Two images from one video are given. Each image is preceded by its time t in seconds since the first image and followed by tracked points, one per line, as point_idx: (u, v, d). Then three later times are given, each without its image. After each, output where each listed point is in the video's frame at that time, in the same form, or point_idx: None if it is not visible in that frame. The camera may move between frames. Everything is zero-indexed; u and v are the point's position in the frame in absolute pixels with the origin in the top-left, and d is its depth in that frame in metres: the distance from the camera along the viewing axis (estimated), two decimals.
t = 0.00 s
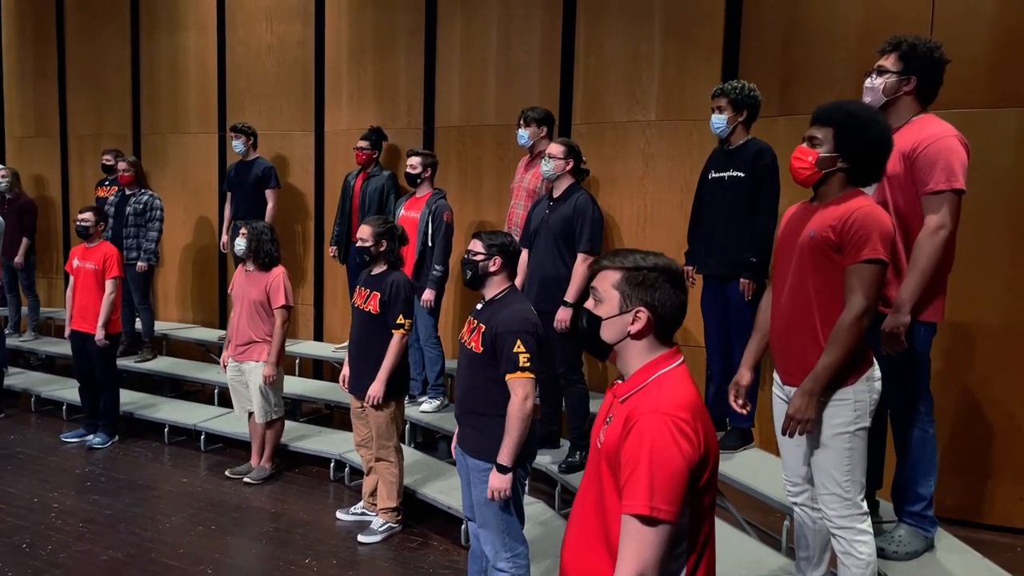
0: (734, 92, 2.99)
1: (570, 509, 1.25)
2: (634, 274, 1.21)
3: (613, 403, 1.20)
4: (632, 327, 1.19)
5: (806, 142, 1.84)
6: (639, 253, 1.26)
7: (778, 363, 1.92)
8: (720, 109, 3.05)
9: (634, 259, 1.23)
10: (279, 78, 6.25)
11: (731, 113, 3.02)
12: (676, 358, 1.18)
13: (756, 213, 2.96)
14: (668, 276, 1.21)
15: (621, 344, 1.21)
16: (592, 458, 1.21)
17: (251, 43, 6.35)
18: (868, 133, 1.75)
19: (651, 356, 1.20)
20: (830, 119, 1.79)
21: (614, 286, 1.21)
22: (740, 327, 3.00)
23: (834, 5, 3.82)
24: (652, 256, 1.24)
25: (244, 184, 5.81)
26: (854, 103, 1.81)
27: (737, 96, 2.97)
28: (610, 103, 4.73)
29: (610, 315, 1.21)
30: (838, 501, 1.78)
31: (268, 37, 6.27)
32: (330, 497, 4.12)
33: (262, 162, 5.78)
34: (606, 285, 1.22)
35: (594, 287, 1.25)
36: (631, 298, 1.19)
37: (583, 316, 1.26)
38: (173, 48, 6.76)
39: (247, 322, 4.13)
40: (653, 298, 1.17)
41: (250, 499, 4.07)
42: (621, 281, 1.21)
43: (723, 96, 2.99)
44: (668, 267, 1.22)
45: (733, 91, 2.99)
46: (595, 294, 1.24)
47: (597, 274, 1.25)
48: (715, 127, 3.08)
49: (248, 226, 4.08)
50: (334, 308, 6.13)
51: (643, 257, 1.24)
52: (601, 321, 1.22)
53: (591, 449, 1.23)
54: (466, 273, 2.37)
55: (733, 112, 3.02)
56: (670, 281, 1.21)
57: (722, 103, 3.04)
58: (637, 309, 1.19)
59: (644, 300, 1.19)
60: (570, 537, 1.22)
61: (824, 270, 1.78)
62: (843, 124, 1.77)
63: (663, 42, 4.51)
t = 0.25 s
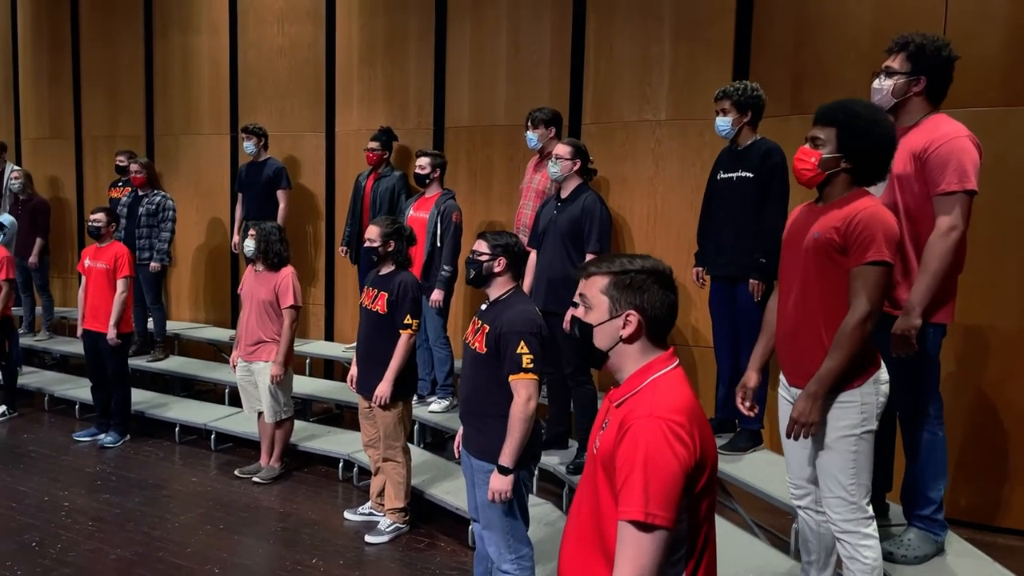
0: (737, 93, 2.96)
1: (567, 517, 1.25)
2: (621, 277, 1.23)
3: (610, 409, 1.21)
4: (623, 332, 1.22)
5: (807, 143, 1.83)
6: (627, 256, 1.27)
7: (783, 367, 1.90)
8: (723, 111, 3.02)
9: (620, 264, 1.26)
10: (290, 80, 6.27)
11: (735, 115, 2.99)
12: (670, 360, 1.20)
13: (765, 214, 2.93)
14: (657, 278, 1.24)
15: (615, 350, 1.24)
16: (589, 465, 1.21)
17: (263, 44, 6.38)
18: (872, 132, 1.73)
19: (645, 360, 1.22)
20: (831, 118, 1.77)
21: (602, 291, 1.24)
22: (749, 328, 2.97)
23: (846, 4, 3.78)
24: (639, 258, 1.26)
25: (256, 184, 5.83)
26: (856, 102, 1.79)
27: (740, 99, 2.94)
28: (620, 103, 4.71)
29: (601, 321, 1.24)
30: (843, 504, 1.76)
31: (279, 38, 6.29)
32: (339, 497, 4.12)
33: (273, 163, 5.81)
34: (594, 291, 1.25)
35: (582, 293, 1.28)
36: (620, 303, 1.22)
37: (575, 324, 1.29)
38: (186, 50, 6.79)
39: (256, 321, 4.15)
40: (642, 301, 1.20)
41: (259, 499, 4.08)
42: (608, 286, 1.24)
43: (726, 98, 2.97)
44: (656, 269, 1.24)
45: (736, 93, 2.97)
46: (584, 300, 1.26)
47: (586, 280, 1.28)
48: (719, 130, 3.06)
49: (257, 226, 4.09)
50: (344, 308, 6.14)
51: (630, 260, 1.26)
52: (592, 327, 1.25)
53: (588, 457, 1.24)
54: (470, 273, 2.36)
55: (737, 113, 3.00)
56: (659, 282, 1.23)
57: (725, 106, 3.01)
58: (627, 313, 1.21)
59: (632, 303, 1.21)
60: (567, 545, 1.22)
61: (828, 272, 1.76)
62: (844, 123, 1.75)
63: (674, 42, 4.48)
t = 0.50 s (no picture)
0: (741, 95, 2.94)
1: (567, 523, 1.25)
2: (614, 281, 1.24)
3: (608, 414, 1.20)
4: (618, 336, 1.22)
5: (809, 144, 1.81)
6: (621, 260, 1.27)
7: (790, 370, 1.89)
8: (727, 115, 3.01)
9: (614, 268, 1.26)
10: (301, 81, 6.30)
11: (739, 118, 2.98)
12: (666, 363, 1.20)
13: (773, 214, 2.91)
14: (651, 280, 1.24)
15: (611, 354, 1.24)
16: (587, 471, 1.21)
17: (274, 45, 6.40)
18: (875, 132, 1.72)
19: (642, 363, 1.22)
20: (832, 118, 1.76)
21: (596, 296, 1.24)
22: (757, 329, 2.95)
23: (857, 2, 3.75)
24: (633, 262, 1.26)
25: (267, 184, 5.86)
26: (857, 101, 1.77)
27: (743, 101, 2.92)
28: (629, 103, 4.69)
29: (595, 326, 1.24)
30: (845, 508, 1.75)
31: (290, 39, 6.32)
32: (347, 497, 4.13)
33: (284, 163, 5.83)
34: (588, 296, 1.25)
35: (577, 298, 1.28)
36: (614, 307, 1.22)
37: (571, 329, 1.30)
38: (198, 51, 6.83)
39: (265, 322, 4.16)
40: (635, 305, 1.20)
41: (268, 498, 4.10)
42: (602, 290, 1.24)
43: (730, 101, 2.95)
44: (650, 272, 1.24)
45: (740, 95, 2.95)
46: (579, 305, 1.27)
47: (580, 285, 1.28)
48: (724, 131, 3.05)
49: (265, 227, 4.11)
50: (354, 308, 6.15)
51: (624, 264, 1.26)
52: (588, 332, 1.25)
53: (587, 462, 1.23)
54: (475, 274, 2.36)
55: (741, 116, 2.98)
56: (653, 285, 1.23)
57: (729, 109, 2.99)
58: (621, 318, 1.21)
59: (627, 307, 1.21)
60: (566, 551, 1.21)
61: (834, 274, 1.75)
62: (847, 124, 1.74)
63: (683, 41, 4.47)
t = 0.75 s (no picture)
0: (747, 95, 2.93)
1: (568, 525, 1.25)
2: (615, 285, 1.24)
3: (610, 417, 1.20)
4: (620, 340, 1.22)
5: (818, 145, 1.80)
6: (623, 263, 1.27)
7: (798, 373, 1.88)
8: (734, 114, 2.99)
9: (616, 271, 1.26)
10: (310, 82, 6.32)
11: (745, 118, 2.97)
12: (669, 366, 1.20)
13: (779, 215, 2.90)
14: (652, 284, 1.23)
15: (612, 358, 1.24)
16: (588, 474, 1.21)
17: (284, 46, 6.43)
18: (884, 134, 1.71)
19: (643, 367, 1.22)
20: (840, 120, 1.75)
21: (598, 300, 1.24)
22: (763, 330, 2.94)
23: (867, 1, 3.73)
24: (634, 265, 1.26)
25: (277, 184, 5.89)
26: (866, 102, 1.76)
27: (749, 101, 2.91)
28: (637, 103, 4.68)
29: (597, 330, 1.24)
30: (851, 510, 1.75)
31: (299, 40, 6.34)
32: (355, 497, 4.15)
33: (294, 164, 5.86)
34: (590, 299, 1.25)
35: (579, 301, 1.28)
36: (616, 311, 1.22)
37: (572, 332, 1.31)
38: (209, 52, 6.87)
39: (274, 322, 4.18)
40: (637, 309, 1.20)
41: (276, 498, 4.12)
42: (604, 295, 1.24)
43: (735, 100, 2.94)
44: (652, 276, 1.24)
45: (745, 95, 2.94)
46: (581, 309, 1.27)
47: (582, 288, 1.28)
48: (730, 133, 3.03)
49: (274, 227, 4.12)
50: (363, 308, 6.17)
51: (626, 267, 1.26)
52: (589, 336, 1.26)
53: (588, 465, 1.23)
54: (480, 276, 2.37)
55: (747, 116, 2.97)
56: (655, 289, 1.23)
57: (735, 109, 2.98)
58: (623, 322, 1.21)
59: (628, 311, 1.21)
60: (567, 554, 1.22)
61: (842, 277, 1.74)
62: (854, 125, 1.73)
63: (691, 41, 4.45)
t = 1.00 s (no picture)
0: (754, 94, 2.93)
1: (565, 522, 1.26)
2: (619, 285, 1.24)
3: (608, 415, 1.21)
4: (621, 340, 1.23)
5: (829, 143, 1.80)
6: (627, 263, 1.28)
7: (801, 373, 1.88)
8: (741, 112, 2.99)
9: (620, 271, 1.26)
10: (319, 83, 6.35)
11: (753, 116, 2.97)
12: (668, 368, 1.21)
13: (784, 217, 2.89)
14: (655, 285, 1.24)
15: (613, 357, 1.25)
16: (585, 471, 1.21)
17: (293, 47, 6.46)
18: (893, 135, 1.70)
19: (643, 367, 1.23)
20: (854, 120, 1.75)
21: (601, 298, 1.24)
22: (768, 331, 2.93)
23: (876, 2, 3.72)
24: (638, 265, 1.26)
25: (286, 185, 5.92)
26: (880, 104, 1.76)
27: (757, 100, 2.92)
28: (645, 104, 4.68)
29: (598, 328, 1.24)
30: (859, 511, 1.74)
31: (309, 41, 6.37)
32: (362, 496, 4.17)
33: (303, 165, 5.89)
34: (593, 298, 1.25)
35: (582, 299, 1.28)
36: (618, 311, 1.22)
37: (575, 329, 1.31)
38: (219, 53, 6.91)
39: (282, 322, 4.21)
40: (639, 309, 1.20)
41: (284, 497, 4.14)
42: (608, 293, 1.24)
43: (743, 99, 2.94)
44: (655, 277, 1.24)
45: (753, 94, 2.94)
46: (584, 306, 1.27)
47: (585, 286, 1.28)
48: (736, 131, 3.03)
49: (282, 228, 4.15)
50: (371, 309, 6.19)
51: (630, 267, 1.26)
52: (590, 334, 1.26)
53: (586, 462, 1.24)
54: (485, 278, 2.39)
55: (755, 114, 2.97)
56: (657, 290, 1.23)
57: (743, 106, 2.98)
58: (625, 322, 1.22)
59: (630, 311, 1.21)
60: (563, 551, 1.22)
61: (847, 278, 1.73)
62: (867, 125, 1.72)
63: (699, 42, 4.45)
